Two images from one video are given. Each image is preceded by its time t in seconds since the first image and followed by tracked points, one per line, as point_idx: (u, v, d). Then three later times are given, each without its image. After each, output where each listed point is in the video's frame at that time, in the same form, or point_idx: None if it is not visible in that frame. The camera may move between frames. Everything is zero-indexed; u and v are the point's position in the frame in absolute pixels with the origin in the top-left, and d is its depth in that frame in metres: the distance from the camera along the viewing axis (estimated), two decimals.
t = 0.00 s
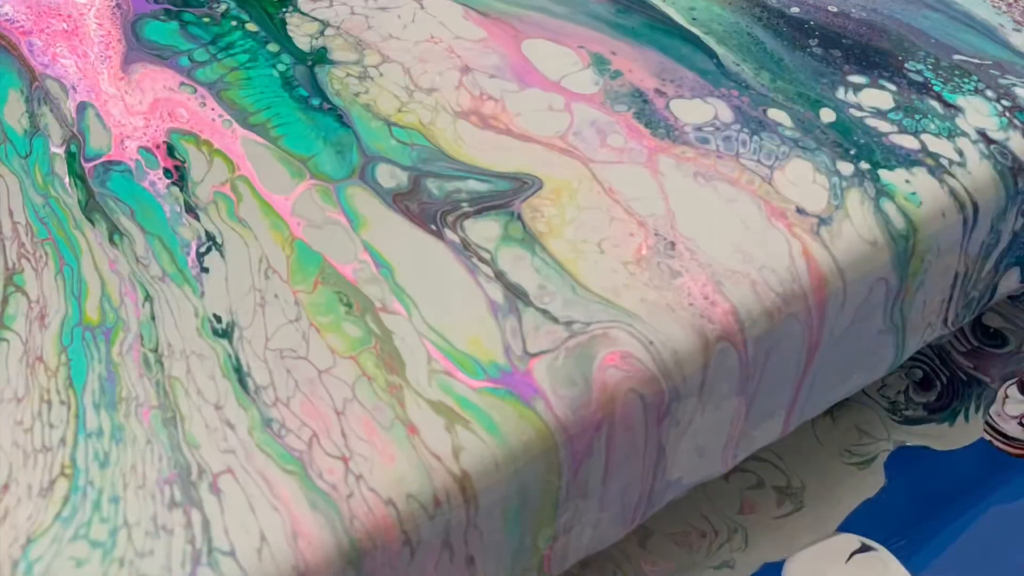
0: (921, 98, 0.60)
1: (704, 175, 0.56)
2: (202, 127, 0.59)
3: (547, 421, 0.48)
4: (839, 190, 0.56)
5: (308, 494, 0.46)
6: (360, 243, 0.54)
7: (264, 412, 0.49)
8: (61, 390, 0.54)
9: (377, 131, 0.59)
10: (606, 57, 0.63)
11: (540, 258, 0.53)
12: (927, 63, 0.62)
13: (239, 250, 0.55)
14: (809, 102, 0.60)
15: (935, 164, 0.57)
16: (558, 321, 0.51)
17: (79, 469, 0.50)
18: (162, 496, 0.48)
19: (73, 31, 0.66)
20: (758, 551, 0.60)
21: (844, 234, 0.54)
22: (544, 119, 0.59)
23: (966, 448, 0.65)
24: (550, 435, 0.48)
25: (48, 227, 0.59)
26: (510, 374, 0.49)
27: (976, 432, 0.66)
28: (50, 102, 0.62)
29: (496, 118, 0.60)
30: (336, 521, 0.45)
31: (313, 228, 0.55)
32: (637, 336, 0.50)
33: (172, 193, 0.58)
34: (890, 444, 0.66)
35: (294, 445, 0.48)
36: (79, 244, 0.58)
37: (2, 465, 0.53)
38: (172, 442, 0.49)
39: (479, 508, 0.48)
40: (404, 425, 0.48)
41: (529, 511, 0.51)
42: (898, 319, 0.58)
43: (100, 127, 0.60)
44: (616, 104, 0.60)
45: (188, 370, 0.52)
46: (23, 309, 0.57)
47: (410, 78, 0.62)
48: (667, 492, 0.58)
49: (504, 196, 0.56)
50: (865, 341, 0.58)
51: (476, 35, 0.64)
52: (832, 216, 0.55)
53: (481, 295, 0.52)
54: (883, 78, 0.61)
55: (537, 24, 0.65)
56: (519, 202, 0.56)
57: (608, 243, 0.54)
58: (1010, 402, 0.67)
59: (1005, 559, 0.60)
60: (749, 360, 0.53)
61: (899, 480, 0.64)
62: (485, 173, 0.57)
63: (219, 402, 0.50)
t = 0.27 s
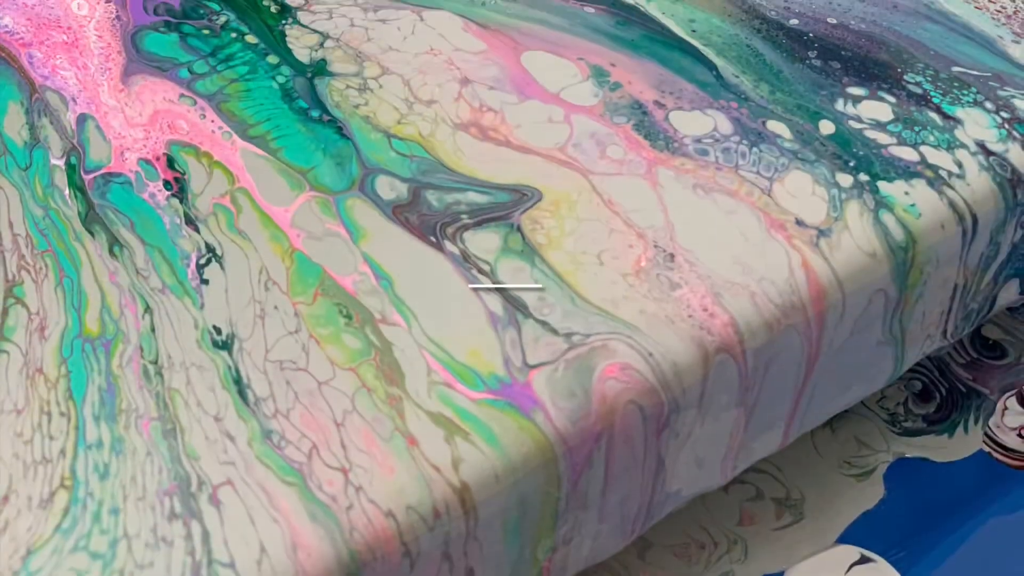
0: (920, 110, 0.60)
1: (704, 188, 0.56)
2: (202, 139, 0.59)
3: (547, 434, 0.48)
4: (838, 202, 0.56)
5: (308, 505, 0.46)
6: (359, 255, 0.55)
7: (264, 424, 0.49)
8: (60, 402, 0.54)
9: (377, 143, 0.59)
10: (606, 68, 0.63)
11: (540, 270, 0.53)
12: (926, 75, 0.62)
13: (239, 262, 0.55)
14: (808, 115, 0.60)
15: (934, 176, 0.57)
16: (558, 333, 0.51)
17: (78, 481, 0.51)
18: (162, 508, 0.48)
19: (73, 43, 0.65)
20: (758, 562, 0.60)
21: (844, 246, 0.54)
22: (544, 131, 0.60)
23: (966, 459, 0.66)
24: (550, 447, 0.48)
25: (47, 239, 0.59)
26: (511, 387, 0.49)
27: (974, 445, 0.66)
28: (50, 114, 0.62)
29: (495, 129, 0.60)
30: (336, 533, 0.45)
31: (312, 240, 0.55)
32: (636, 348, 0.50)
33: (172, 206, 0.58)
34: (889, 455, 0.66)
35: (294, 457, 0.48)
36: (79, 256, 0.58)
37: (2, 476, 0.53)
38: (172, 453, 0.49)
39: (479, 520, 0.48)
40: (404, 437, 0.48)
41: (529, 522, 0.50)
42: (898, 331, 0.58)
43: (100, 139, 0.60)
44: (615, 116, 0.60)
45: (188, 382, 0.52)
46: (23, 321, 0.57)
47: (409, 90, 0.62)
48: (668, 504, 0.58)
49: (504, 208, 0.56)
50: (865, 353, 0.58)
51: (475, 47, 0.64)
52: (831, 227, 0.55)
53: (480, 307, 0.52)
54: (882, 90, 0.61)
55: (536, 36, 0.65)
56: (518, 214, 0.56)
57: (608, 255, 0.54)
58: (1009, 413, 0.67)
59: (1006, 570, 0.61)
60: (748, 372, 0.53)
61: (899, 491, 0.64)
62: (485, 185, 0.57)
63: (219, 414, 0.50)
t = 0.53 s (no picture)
0: (919, 122, 0.60)
1: (703, 200, 0.56)
2: (201, 151, 0.59)
3: (547, 446, 0.48)
4: (837, 214, 0.56)
5: (309, 517, 0.46)
6: (359, 267, 0.55)
7: (263, 436, 0.49)
8: (60, 414, 0.54)
9: (376, 155, 0.59)
10: (605, 80, 0.63)
11: (540, 282, 0.53)
12: (925, 87, 0.62)
13: (238, 274, 0.55)
14: (807, 127, 0.60)
15: (933, 188, 0.57)
16: (557, 345, 0.51)
17: (78, 492, 0.51)
18: (162, 520, 0.48)
19: (73, 55, 0.65)
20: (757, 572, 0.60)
21: (843, 257, 0.54)
22: (544, 143, 0.60)
23: (965, 470, 0.66)
24: (550, 458, 0.48)
25: (47, 251, 0.59)
26: (511, 399, 0.49)
27: (973, 456, 0.66)
28: (50, 126, 0.62)
29: (495, 141, 0.60)
30: (336, 545, 0.45)
31: (312, 252, 0.55)
32: (635, 359, 0.50)
33: (172, 217, 0.58)
34: (888, 467, 0.66)
35: (294, 468, 0.48)
36: (79, 267, 0.58)
37: (2, 489, 0.53)
38: (171, 465, 0.50)
39: (478, 532, 0.48)
40: (403, 448, 0.48)
41: (529, 534, 0.50)
42: (897, 343, 0.58)
43: (100, 151, 0.60)
44: (615, 128, 0.60)
45: (188, 394, 0.52)
46: (23, 332, 0.57)
47: (409, 102, 0.62)
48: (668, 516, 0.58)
49: (504, 219, 0.56)
50: (863, 364, 0.58)
51: (475, 59, 0.64)
52: (831, 239, 0.55)
53: (480, 319, 0.52)
54: (882, 102, 0.62)
55: (535, 47, 0.65)
56: (517, 226, 0.56)
57: (608, 267, 0.54)
58: (1008, 425, 0.68)
59: None
60: (748, 384, 0.53)
61: (898, 502, 0.64)
62: (484, 197, 0.57)
63: (219, 425, 0.50)
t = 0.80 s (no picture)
0: (918, 133, 0.60)
1: (703, 212, 0.56)
2: (201, 162, 0.59)
3: (547, 458, 0.48)
4: (836, 226, 0.56)
5: (309, 528, 0.46)
6: (359, 279, 0.55)
7: (263, 447, 0.49)
8: (61, 426, 0.54)
9: (376, 167, 0.59)
10: (605, 92, 0.63)
11: (539, 294, 0.53)
12: (924, 99, 0.62)
13: (238, 286, 0.55)
14: (807, 139, 0.60)
15: (933, 200, 0.57)
16: (557, 356, 0.51)
17: (78, 504, 0.51)
18: (162, 532, 0.48)
19: (73, 67, 0.66)
20: None
21: (842, 269, 0.54)
22: (543, 154, 0.60)
23: (965, 482, 0.66)
24: (550, 470, 0.48)
25: (47, 262, 0.59)
26: (511, 411, 0.49)
27: (972, 469, 0.67)
28: (50, 137, 0.62)
29: (494, 153, 0.60)
30: (335, 557, 0.45)
31: (312, 263, 0.55)
32: (634, 371, 0.50)
33: (172, 229, 0.58)
34: (887, 479, 0.66)
35: (294, 480, 0.48)
36: (79, 279, 0.58)
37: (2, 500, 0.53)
38: (171, 476, 0.50)
39: (478, 544, 0.48)
40: (403, 460, 0.48)
41: (529, 546, 0.50)
42: (896, 354, 0.58)
43: (100, 163, 0.60)
44: (614, 140, 0.60)
45: (188, 406, 0.52)
46: (24, 344, 0.57)
47: (408, 113, 0.62)
48: (668, 528, 0.58)
49: (504, 231, 0.56)
50: (863, 376, 0.58)
51: (475, 71, 0.64)
52: (830, 251, 0.55)
53: (480, 331, 0.52)
54: (881, 114, 0.62)
55: (535, 59, 0.65)
56: (516, 237, 0.56)
57: (608, 278, 0.54)
58: (1008, 437, 0.67)
59: None
60: (747, 395, 0.53)
61: (897, 513, 0.64)
62: (484, 209, 0.57)
63: (218, 437, 0.50)
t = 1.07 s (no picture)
0: (917, 145, 0.61)
1: (703, 224, 0.57)
2: (201, 174, 0.59)
3: (547, 470, 0.48)
4: (836, 237, 0.56)
5: (308, 540, 0.46)
6: (358, 290, 0.55)
7: (263, 459, 0.49)
8: (60, 437, 0.54)
9: (376, 179, 0.59)
10: (604, 104, 0.63)
11: (539, 305, 0.53)
12: (923, 111, 0.62)
13: (238, 299, 0.55)
14: (806, 151, 0.60)
15: (932, 212, 0.57)
16: (557, 368, 0.51)
17: (78, 515, 0.51)
18: (162, 544, 0.48)
19: (73, 79, 0.66)
20: None
21: (841, 281, 0.54)
22: (543, 166, 0.60)
23: (964, 493, 0.66)
24: (550, 482, 0.48)
25: (47, 274, 0.59)
26: (511, 422, 0.49)
27: (972, 480, 0.67)
28: (49, 149, 0.62)
29: (494, 165, 0.60)
30: (335, 569, 0.45)
31: (312, 275, 0.55)
32: (634, 383, 0.50)
33: (172, 241, 0.58)
34: (887, 491, 0.66)
35: (293, 491, 0.48)
36: (79, 291, 0.58)
37: (2, 512, 0.53)
38: (171, 488, 0.50)
39: (478, 556, 0.47)
40: (403, 471, 0.48)
41: (528, 557, 0.50)
42: (896, 366, 0.58)
43: (100, 174, 0.61)
44: (614, 152, 0.60)
45: (187, 417, 0.52)
46: (24, 356, 0.57)
47: (408, 125, 0.62)
48: (668, 539, 0.58)
49: (503, 243, 0.56)
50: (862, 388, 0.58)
51: (474, 83, 0.64)
52: (829, 262, 0.55)
53: (479, 342, 0.52)
54: (880, 126, 0.62)
55: (534, 71, 0.65)
56: (514, 249, 0.56)
57: (607, 290, 0.54)
58: (1007, 448, 0.67)
59: None
60: (747, 407, 0.53)
61: (896, 524, 0.64)
62: (483, 220, 0.57)
63: (218, 449, 0.50)
